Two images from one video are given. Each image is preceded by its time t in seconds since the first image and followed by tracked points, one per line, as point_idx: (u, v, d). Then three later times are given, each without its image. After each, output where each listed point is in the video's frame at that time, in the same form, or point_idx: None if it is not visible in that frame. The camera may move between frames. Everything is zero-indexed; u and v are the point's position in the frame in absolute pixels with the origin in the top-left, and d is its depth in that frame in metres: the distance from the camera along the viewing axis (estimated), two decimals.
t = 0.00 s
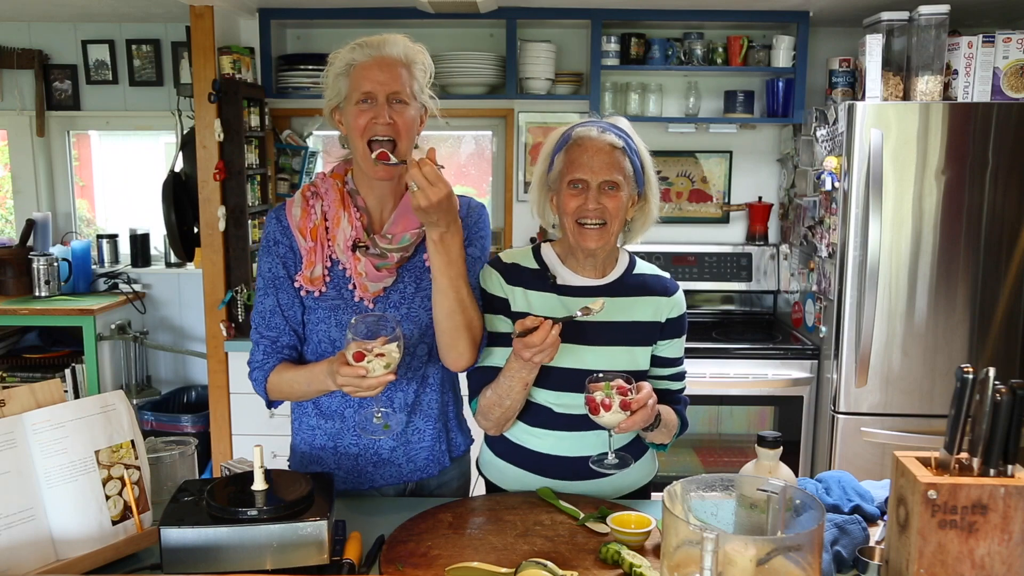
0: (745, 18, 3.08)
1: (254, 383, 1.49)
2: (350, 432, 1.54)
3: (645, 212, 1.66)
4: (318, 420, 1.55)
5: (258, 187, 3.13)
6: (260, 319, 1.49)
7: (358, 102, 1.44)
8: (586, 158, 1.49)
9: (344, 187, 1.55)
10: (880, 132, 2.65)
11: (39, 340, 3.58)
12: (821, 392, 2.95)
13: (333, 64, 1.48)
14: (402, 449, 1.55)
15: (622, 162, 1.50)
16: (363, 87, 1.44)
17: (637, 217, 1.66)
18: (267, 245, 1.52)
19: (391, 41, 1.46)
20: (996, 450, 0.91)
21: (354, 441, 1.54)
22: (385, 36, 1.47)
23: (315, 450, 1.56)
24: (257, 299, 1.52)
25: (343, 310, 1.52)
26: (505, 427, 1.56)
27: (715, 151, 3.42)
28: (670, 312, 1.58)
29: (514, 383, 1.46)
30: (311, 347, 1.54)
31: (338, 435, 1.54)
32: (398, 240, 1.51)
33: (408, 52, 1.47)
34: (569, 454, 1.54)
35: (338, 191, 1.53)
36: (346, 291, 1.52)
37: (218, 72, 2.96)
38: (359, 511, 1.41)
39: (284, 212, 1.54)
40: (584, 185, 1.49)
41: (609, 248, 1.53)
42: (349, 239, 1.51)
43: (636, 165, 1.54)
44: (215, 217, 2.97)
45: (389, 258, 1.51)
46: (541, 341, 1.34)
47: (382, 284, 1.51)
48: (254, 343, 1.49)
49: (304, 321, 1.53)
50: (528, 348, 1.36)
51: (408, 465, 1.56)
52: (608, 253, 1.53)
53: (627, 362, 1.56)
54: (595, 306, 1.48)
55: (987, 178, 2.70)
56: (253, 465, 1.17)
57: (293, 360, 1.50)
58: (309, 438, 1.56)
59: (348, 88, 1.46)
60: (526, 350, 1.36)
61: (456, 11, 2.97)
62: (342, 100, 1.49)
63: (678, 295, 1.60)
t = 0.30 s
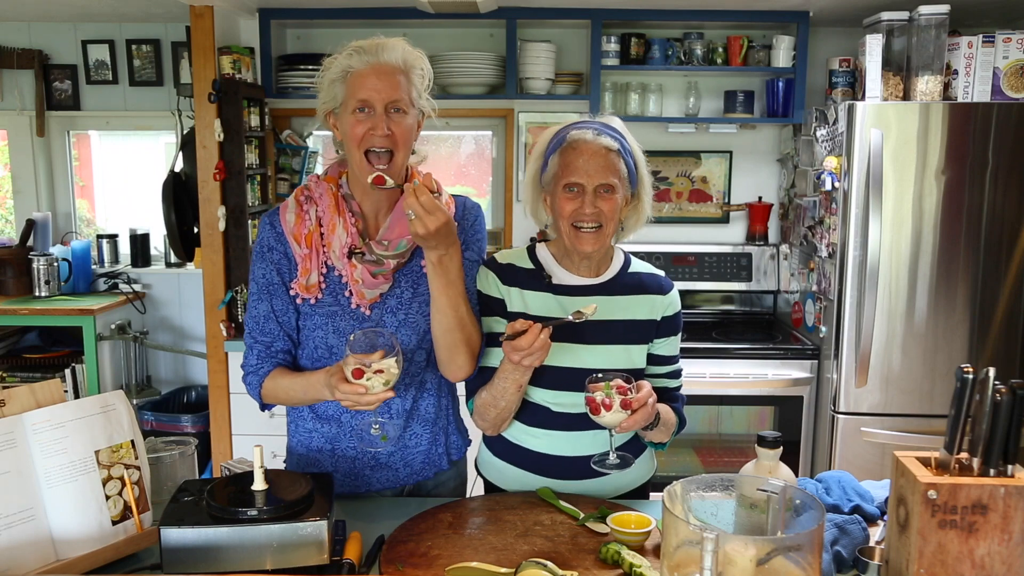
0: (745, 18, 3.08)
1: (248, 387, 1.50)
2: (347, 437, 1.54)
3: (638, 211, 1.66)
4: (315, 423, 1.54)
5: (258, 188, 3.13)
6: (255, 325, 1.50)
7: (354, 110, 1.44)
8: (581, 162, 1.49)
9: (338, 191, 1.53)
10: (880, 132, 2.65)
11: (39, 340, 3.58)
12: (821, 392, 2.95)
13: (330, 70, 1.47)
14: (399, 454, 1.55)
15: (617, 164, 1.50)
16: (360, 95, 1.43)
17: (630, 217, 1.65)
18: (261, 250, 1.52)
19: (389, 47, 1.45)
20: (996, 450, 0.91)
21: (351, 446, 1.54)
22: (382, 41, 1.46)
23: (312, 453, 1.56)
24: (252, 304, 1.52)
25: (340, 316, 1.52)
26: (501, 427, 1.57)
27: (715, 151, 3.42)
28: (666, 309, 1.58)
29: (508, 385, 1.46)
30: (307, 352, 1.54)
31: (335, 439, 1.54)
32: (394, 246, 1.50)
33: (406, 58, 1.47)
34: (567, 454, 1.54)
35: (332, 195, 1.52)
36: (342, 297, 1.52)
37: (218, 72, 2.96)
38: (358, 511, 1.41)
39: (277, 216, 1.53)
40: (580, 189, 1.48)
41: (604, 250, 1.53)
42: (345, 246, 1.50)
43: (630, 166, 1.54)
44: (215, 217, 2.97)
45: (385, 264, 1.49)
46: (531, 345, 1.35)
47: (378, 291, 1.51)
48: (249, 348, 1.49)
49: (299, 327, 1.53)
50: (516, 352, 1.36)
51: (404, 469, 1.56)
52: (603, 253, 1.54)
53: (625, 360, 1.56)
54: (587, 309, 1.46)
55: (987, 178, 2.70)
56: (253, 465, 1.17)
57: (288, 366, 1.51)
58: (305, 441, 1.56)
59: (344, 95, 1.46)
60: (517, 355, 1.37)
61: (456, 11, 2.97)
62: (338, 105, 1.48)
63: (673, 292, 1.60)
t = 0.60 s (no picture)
0: (744, 18, 3.08)
1: (243, 383, 1.48)
2: (345, 436, 1.54)
3: (633, 210, 1.66)
4: (313, 422, 1.54)
5: (258, 188, 3.13)
6: (252, 318, 1.49)
7: (365, 108, 1.44)
8: (581, 174, 1.47)
9: (340, 187, 1.54)
10: (880, 132, 2.65)
11: (39, 340, 3.58)
12: (821, 392, 2.95)
13: (341, 67, 1.47)
14: (398, 451, 1.55)
15: (618, 175, 1.50)
16: (371, 94, 1.43)
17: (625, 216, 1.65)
18: (260, 244, 1.52)
19: (403, 49, 1.46)
20: (996, 450, 0.91)
21: (350, 444, 1.54)
22: (395, 44, 1.46)
23: (311, 453, 1.56)
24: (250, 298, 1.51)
25: (338, 309, 1.52)
26: (501, 430, 1.56)
27: (715, 151, 3.42)
28: (664, 307, 1.58)
29: (506, 392, 1.46)
30: (304, 346, 1.54)
31: (333, 438, 1.54)
32: (393, 240, 1.51)
33: (418, 61, 1.48)
34: (567, 454, 1.54)
35: (334, 189, 1.53)
36: (340, 291, 1.52)
37: (218, 72, 2.96)
38: (358, 512, 1.41)
39: (278, 210, 1.54)
40: (579, 202, 1.48)
41: (603, 256, 1.53)
42: (345, 239, 1.51)
43: (628, 173, 1.53)
44: (215, 217, 2.97)
45: (385, 259, 1.50)
46: (531, 355, 1.36)
47: (377, 285, 1.51)
48: (245, 342, 1.49)
49: (296, 321, 1.53)
50: (514, 361, 1.37)
51: (405, 467, 1.56)
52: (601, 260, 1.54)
53: (625, 360, 1.57)
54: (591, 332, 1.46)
55: (987, 178, 2.70)
56: (253, 465, 1.17)
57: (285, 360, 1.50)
58: (304, 441, 1.55)
59: (354, 93, 1.45)
60: (517, 365, 1.37)
61: (456, 11, 2.97)
62: (347, 104, 1.48)
63: (672, 290, 1.60)
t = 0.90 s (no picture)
0: (744, 18, 3.08)
1: (249, 373, 1.51)
2: (348, 426, 1.54)
3: (638, 211, 1.66)
4: (318, 413, 1.55)
5: (258, 188, 3.13)
6: (257, 310, 1.51)
7: (375, 115, 1.43)
8: (589, 172, 1.47)
9: (345, 183, 1.55)
10: (880, 132, 2.65)
11: (39, 340, 3.58)
12: (821, 392, 2.95)
13: (354, 71, 1.47)
14: (401, 443, 1.55)
15: (625, 174, 1.49)
16: (380, 102, 1.43)
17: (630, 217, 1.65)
18: (265, 238, 1.54)
19: (414, 58, 1.45)
20: (996, 450, 0.91)
21: (353, 434, 1.54)
22: (407, 51, 1.46)
23: (314, 444, 1.55)
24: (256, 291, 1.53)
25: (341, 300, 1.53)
26: (500, 427, 1.56)
27: (715, 151, 3.42)
28: (666, 310, 1.58)
29: (505, 391, 1.47)
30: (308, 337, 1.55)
31: (336, 428, 1.54)
32: (395, 231, 1.51)
33: (430, 71, 1.47)
34: (567, 454, 1.54)
35: (338, 184, 1.54)
36: (343, 282, 1.53)
37: (218, 72, 2.96)
38: (358, 512, 1.41)
39: (284, 206, 1.56)
40: (586, 200, 1.47)
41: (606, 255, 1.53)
42: (347, 230, 1.51)
43: (636, 174, 1.53)
44: (215, 217, 2.97)
45: (387, 248, 1.51)
46: (532, 353, 1.37)
47: (379, 276, 1.52)
48: (251, 333, 1.51)
49: (300, 312, 1.54)
50: (515, 360, 1.37)
51: (408, 459, 1.56)
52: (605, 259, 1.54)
53: (626, 361, 1.56)
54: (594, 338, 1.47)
55: (987, 178, 2.70)
56: (253, 465, 1.17)
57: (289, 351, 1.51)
58: (308, 434, 1.56)
59: (365, 98, 1.45)
60: (517, 363, 1.38)
61: (456, 11, 2.96)
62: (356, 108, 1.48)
63: (674, 292, 1.60)
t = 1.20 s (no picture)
0: (745, 18, 3.08)
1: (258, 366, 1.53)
2: (354, 417, 1.53)
3: (642, 212, 1.65)
4: (324, 404, 1.55)
5: (258, 187, 3.12)
6: (265, 306, 1.54)
7: (375, 116, 1.44)
8: (588, 172, 1.47)
9: (350, 182, 1.57)
10: (880, 132, 2.65)
11: (39, 340, 3.58)
12: (821, 392, 2.95)
13: (355, 73, 1.48)
14: (407, 434, 1.55)
15: (625, 174, 1.49)
16: (379, 103, 1.44)
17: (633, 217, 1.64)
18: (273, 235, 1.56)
19: (411, 60, 1.45)
20: (996, 450, 0.91)
21: (359, 425, 1.54)
22: (406, 52, 1.47)
23: (319, 435, 1.55)
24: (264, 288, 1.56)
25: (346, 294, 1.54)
26: (507, 419, 1.54)
27: (715, 151, 3.42)
28: (669, 310, 1.57)
29: (512, 364, 1.45)
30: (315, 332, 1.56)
31: (343, 419, 1.53)
32: (399, 225, 1.53)
33: (427, 72, 1.47)
34: (570, 452, 1.54)
35: (344, 184, 1.57)
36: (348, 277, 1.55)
37: (218, 72, 2.96)
38: (358, 511, 1.41)
39: (291, 206, 1.58)
40: (585, 200, 1.47)
41: (610, 253, 1.53)
42: (351, 226, 1.53)
43: (636, 173, 1.53)
44: (215, 217, 2.97)
45: (390, 242, 1.53)
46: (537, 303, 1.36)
47: (383, 268, 1.54)
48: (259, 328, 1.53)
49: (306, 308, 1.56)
50: (526, 313, 1.36)
51: (413, 451, 1.55)
52: (607, 259, 1.54)
53: (628, 360, 1.56)
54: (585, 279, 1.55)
55: (987, 178, 2.70)
56: (253, 465, 1.17)
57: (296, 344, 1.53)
58: (314, 426, 1.56)
59: (365, 99, 1.47)
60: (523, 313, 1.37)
61: (456, 11, 2.96)
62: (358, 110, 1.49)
63: (678, 293, 1.59)
